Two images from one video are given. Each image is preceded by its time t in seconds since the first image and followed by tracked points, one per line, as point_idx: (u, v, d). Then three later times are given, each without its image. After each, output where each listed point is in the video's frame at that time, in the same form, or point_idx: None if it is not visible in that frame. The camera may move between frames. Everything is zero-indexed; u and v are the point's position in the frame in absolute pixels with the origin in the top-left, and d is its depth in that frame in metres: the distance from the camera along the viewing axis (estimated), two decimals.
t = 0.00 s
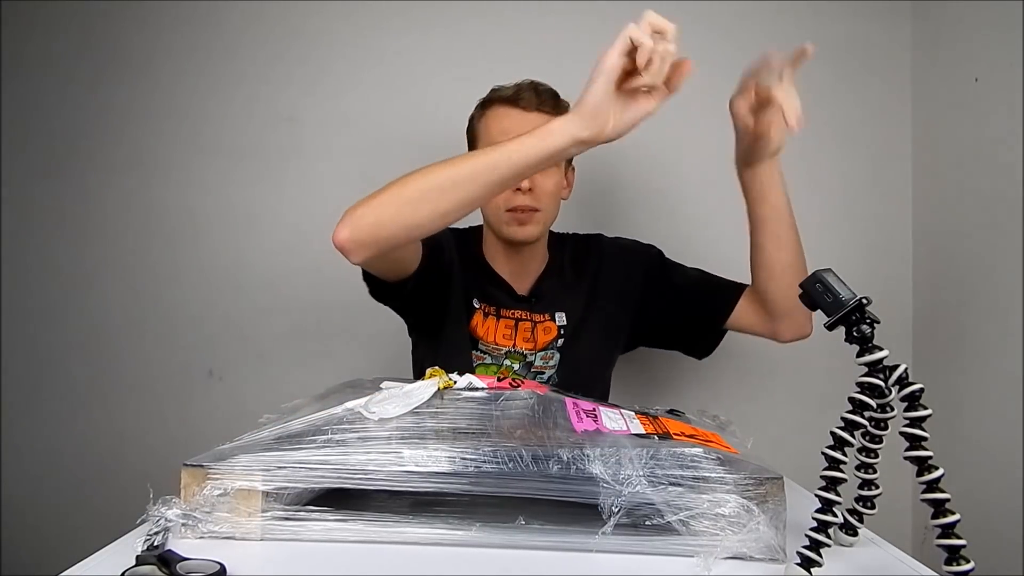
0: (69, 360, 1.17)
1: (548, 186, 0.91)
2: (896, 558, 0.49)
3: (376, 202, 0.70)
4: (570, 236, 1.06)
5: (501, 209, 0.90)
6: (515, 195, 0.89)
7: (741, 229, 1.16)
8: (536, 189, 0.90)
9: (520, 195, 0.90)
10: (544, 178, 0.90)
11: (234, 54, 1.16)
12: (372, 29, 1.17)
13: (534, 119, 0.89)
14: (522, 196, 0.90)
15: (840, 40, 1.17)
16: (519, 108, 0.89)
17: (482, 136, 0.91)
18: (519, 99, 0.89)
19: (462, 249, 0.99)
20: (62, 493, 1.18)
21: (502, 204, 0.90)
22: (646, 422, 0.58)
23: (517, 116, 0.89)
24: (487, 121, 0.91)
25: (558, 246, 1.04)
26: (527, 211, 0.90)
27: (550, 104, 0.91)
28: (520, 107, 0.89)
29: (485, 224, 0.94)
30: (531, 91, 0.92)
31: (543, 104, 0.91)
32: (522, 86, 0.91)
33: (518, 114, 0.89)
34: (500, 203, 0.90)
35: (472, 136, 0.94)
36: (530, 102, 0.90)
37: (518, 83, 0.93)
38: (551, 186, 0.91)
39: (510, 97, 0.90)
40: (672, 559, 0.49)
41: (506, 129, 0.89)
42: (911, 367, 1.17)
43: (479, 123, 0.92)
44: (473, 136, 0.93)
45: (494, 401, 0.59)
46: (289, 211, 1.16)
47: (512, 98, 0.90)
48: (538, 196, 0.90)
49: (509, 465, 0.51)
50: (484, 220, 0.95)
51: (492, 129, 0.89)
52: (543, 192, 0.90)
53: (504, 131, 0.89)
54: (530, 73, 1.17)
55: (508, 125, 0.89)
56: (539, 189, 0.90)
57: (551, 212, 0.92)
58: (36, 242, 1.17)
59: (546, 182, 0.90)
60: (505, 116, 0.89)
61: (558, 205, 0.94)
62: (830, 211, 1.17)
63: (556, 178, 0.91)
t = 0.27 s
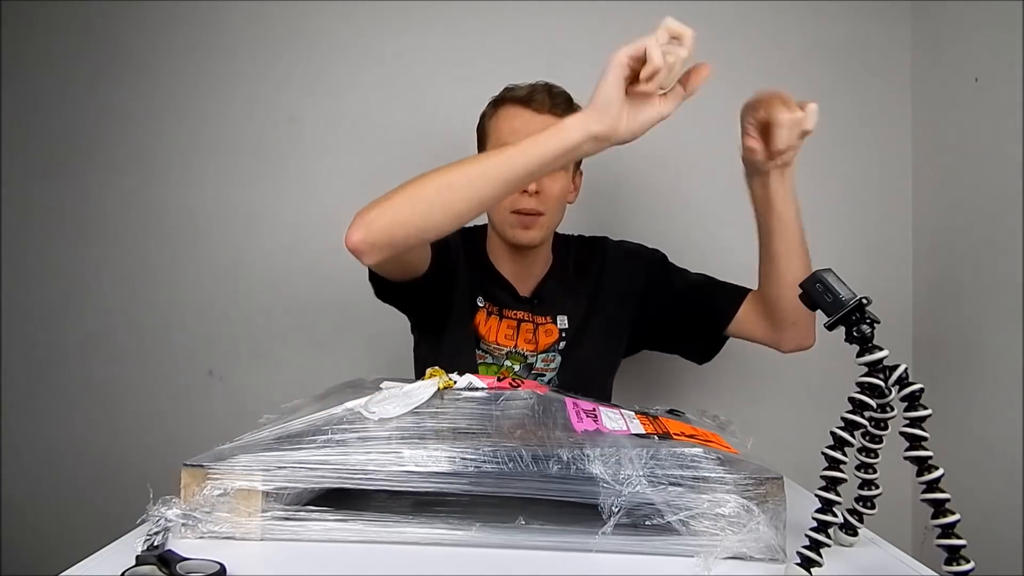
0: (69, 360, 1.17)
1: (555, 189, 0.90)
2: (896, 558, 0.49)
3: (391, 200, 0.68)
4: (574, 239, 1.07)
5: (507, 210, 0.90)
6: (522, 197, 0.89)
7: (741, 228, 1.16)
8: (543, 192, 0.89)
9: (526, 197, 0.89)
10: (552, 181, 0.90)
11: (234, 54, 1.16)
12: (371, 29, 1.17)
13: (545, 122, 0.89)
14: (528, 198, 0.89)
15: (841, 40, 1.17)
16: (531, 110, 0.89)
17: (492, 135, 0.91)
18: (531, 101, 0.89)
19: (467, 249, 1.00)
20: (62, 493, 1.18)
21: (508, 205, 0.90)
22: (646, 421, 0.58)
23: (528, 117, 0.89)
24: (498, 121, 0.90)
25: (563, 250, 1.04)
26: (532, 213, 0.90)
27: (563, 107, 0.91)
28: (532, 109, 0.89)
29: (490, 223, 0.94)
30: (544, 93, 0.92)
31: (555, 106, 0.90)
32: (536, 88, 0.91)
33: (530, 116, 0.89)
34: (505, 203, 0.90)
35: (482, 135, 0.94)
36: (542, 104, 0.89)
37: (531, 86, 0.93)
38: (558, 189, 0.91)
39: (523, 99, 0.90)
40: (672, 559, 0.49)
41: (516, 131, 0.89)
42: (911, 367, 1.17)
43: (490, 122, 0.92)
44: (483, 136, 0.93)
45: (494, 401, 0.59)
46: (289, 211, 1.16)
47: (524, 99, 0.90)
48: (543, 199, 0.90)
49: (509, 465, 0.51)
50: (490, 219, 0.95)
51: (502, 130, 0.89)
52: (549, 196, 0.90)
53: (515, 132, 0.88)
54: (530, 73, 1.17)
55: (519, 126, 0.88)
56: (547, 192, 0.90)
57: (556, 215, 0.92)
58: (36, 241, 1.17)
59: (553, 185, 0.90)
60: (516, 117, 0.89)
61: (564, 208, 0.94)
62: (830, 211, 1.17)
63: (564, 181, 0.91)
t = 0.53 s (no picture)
0: (69, 361, 1.17)
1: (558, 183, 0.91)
2: (895, 558, 0.49)
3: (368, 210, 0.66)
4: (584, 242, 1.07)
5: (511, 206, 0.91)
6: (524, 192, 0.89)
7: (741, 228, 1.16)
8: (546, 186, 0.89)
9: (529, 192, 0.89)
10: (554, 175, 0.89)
11: (234, 54, 1.17)
12: (372, 28, 1.17)
13: (543, 116, 0.89)
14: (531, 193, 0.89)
15: (841, 40, 1.17)
16: (528, 104, 0.89)
17: (491, 132, 0.91)
18: (528, 95, 0.89)
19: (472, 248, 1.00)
20: (62, 493, 1.18)
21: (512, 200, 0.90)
22: (646, 421, 0.58)
23: (524, 112, 0.89)
24: (496, 118, 0.90)
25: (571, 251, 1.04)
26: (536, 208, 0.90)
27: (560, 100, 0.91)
28: (529, 103, 0.89)
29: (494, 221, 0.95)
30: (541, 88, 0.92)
31: (552, 100, 0.90)
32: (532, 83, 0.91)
33: (527, 110, 0.89)
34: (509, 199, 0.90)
35: (481, 134, 0.94)
36: (539, 97, 0.89)
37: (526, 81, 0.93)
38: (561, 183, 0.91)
39: (519, 94, 0.89)
40: (672, 559, 0.49)
41: (514, 126, 0.88)
42: (912, 367, 1.17)
43: (488, 120, 0.92)
44: (483, 134, 0.93)
45: (494, 401, 0.59)
46: (289, 211, 1.16)
47: (520, 94, 0.89)
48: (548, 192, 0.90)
49: (509, 465, 0.51)
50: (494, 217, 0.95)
51: (500, 126, 0.89)
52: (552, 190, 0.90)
53: (514, 128, 0.88)
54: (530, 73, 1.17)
55: (516, 121, 0.88)
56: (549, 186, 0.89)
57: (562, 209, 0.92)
58: (36, 241, 1.17)
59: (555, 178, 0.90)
60: (513, 112, 0.89)
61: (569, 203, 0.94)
62: (830, 210, 1.17)
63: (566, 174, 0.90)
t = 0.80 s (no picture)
0: (69, 361, 1.17)
1: (567, 183, 0.88)
2: (895, 558, 0.49)
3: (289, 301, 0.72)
4: (597, 246, 1.05)
5: (518, 205, 0.88)
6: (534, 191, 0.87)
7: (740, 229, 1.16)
8: (555, 185, 0.87)
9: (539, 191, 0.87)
10: (563, 174, 0.88)
11: (234, 54, 1.16)
12: (372, 28, 1.17)
13: (552, 117, 0.89)
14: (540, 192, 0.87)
15: (841, 40, 1.17)
16: (537, 105, 0.89)
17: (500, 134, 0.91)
18: (536, 96, 0.89)
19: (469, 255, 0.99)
20: (62, 493, 1.18)
21: (519, 200, 0.88)
22: (646, 422, 0.58)
23: (534, 113, 0.89)
24: (505, 119, 0.91)
25: (581, 255, 1.02)
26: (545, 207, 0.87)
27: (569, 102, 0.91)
28: (538, 103, 0.89)
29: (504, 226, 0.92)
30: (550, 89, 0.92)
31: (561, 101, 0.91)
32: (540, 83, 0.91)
33: (536, 111, 0.89)
34: (517, 199, 0.88)
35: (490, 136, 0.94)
36: (549, 99, 0.90)
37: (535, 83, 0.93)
38: (570, 183, 0.88)
39: (527, 94, 0.90)
40: (672, 559, 0.49)
41: (523, 127, 0.89)
42: (912, 367, 1.17)
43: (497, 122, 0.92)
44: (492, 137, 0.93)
45: (494, 401, 0.59)
46: (289, 211, 1.16)
47: (530, 94, 0.90)
48: (557, 191, 0.87)
49: (509, 465, 0.51)
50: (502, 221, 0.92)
51: (509, 127, 0.90)
52: (562, 189, 0.87)
53: (523, 129, 0.89)
54: (530, 73, 1.17)
55: (525, 122, 0.89)
56: (559, 185, 0.87)
57: (571, 210, 0.89)
58: (36, 241, 1.17)
59: (564, 178, 0.88)
60: (522, 113, 0.90)
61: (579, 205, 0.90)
62: (831, 210, 1.17)
63: (575, 175, 0.89)
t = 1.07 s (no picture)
0: (68, 361, 1.17)
1: (572, 195, 0.87)
2: (896, 558, 0.49)
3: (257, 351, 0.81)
4: (596, 246, 1.03)
5: (522, 218, 0.88)
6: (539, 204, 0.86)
7: (740, 229, 1.17)
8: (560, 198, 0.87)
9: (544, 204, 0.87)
10: (569, 186, 0.87)
11: (234, 54, 1.16)
12: (372, 28, 1.17)
13: (559, 127, 0.87)
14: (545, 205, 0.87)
15: (841, 40, 1.17)
16: (543, 114, 0.87)
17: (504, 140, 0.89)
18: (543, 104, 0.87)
19: (464, 259, 0.98)
20: (62, 492, 1.18)
21: (524, 212, 0.88)
22: (645, 422, 0.58)
23: (539, 122, 0.87)
24: (509, 126, 0.89)
25: (581, 256, 1.01)
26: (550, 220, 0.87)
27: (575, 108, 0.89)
28: (544, 112, 0.87)
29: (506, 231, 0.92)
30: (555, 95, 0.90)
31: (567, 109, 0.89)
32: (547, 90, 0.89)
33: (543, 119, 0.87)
34: (522, 211, 0.88)
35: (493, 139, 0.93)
36: (555, 107, 0.88)
37: (541, 86, 0.91)
38: (575, 195, 0.88)
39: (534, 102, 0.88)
40: (671, 559, 0.49)
41: (529, 137, 0.87)
42: (912, 367, 1.17)
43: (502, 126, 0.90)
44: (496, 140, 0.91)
45: (494, 401, 0.59)
46: (289, 211, 1.16)
47: (536, 102, 0.88)
48: (561, 205, 0.87)
49: (509, 465, 0.51)
50: (505, 227, 0.92)
51: (514, 135, 0.88)
52: (567, 201, 0.87)
53: (529, 138, 0.87)
54: (530, 73, 1.17)
55: (531, 132, 0.87)
56: (564, 198, 0.87)
57: (574, 221, 0.89)
58: (36, 241, 1.17)
59: (569, 191, 0.87)
60: (528, 122, 0.88)
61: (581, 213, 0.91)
62: (831, 210, 1.17)
63: (580, 186, 0.88)
